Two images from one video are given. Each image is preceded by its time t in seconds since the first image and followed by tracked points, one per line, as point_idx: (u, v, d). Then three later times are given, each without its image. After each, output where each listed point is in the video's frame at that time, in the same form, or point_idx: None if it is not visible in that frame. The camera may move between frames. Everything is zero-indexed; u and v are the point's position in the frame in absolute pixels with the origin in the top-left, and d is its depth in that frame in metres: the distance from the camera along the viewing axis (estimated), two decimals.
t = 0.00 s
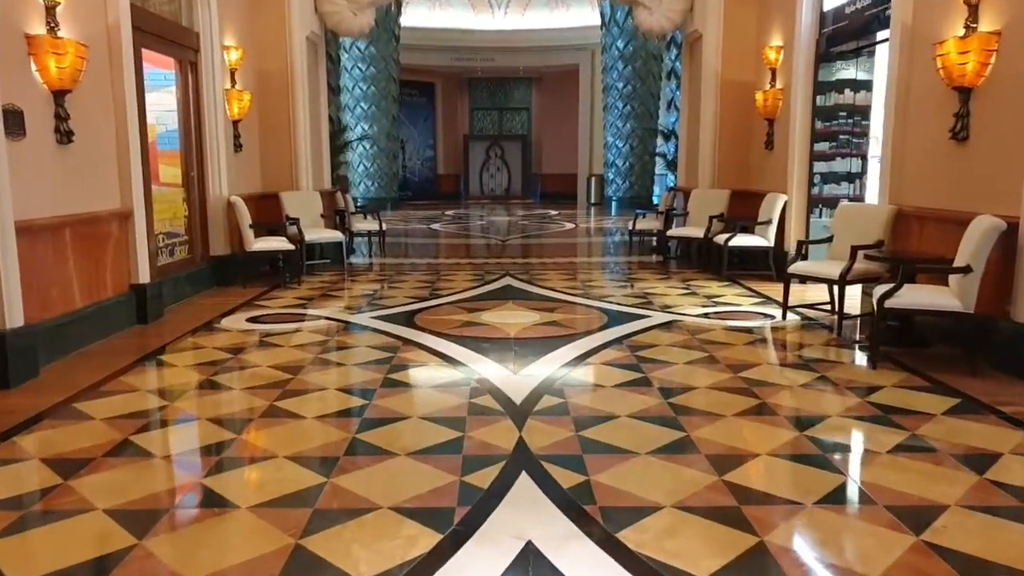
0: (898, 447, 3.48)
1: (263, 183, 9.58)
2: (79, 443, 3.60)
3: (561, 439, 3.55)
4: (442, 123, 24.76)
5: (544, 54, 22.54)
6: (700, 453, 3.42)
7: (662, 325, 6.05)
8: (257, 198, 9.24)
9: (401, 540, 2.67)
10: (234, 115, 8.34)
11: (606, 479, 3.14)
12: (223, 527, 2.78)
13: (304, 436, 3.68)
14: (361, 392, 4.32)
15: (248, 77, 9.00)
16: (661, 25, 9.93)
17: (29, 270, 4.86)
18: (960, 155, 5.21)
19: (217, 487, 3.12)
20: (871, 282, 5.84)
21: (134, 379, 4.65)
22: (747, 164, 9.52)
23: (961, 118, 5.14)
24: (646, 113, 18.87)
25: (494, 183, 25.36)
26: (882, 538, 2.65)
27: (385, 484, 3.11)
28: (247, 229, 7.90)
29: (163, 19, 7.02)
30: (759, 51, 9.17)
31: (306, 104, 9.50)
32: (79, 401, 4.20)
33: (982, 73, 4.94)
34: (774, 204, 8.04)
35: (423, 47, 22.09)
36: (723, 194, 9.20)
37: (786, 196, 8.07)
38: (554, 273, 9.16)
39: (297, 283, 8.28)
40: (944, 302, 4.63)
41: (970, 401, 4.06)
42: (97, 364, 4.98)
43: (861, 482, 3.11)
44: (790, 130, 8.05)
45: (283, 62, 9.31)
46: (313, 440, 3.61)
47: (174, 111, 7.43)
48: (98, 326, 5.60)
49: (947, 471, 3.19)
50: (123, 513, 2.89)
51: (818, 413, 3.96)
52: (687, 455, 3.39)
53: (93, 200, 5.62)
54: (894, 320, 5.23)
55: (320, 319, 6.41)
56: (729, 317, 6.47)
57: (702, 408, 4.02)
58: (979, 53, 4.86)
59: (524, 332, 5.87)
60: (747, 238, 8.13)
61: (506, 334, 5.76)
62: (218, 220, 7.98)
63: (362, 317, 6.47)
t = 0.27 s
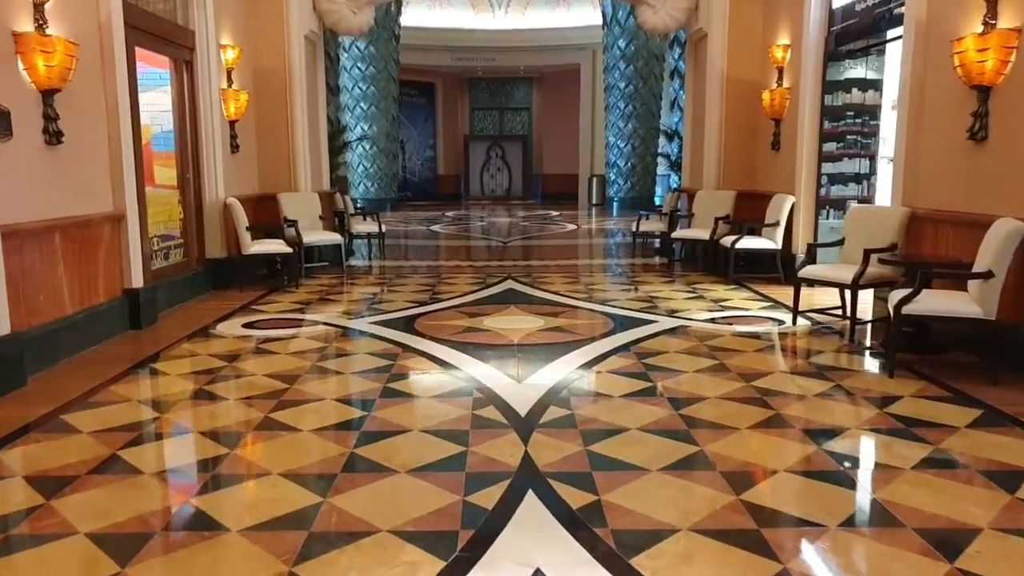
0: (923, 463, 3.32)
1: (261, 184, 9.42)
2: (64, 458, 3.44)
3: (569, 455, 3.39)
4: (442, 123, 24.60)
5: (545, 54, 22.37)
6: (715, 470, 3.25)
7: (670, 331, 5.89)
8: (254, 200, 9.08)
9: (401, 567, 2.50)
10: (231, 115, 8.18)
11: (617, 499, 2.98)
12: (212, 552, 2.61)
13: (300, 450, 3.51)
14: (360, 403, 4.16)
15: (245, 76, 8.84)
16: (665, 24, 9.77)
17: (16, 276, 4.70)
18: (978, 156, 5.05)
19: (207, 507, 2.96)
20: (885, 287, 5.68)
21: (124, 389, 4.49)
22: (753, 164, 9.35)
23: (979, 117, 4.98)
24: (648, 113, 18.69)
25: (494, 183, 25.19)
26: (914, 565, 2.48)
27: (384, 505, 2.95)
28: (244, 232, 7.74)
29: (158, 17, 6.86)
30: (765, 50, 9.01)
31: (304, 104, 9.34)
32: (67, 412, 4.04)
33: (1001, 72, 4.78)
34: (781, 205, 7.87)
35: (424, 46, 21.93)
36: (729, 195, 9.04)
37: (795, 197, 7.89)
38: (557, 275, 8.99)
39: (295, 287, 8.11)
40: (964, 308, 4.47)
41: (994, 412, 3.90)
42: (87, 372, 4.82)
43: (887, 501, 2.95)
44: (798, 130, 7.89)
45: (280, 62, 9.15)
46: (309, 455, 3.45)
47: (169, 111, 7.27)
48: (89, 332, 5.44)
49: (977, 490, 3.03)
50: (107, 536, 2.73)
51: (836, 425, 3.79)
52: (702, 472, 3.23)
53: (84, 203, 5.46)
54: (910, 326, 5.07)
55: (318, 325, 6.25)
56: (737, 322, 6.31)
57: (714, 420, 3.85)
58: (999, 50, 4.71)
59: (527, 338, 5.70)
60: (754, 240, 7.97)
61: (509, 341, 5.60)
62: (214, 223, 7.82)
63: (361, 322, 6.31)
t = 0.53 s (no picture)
0: (942, 479, 3.18)
1: (257, 186, 9.28)
2: (45, 475, 3.29)
3: (572, 470, 3.25)
4: (441, 124, 24.46)
5: (545, 54, 22.23)
6: (725, 487, 3.11)
7: (674, 336, 5.74)
8: (250, 202, 8.94)
9: None
10: (226, 116, 8.04)
11: (624, 519, 2.84)
12: None
13: (292, 466, 3.37)
14: (355, 414, 4.01)
15: (241, 77, 8.71)
16: (667, 23, 9.63)
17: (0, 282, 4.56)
18: (991, 157, 4.92)
19: (193, 528, 2.81)
20: (894, 291, 5.55)
21: (112, 399, 4.34)
22: (757, 165, 9.22)
23: (993, 117, 4.85)
24: (649, 113, 18.56)
25: (494, 184, 25.05)
26: None
27: (378, 526, 2.80)
28: (239, 235, 7.61)
29: (150, 15, 6.72)
30: (768, 49, 8.87)
31: (301, 104, 9.20)
32: (50, 424, 3.90)
33: (1016, 70, 4.64)
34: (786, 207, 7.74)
35: (423, 47, 21.79)
36: (732, 196, 8.90)
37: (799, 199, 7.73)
38: (558, 278, 8.84)
39: (291, 291, 7.97)
40: (980, 315, 4.33)
41: (1012, 424, 3.76)
42: (74, 381, 4.67)
43: (907, 522, 2.80)
44: (803, 131, 7.75)
45: (277, 62, 9.01)
46: (301, 471, 3.31)
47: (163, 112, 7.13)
48: (78, 339, 5.29)
49: (1001, 509, 2.89)
50: (86, 560, 2.59)
51: (849, 438, 3.65)
52: (711, 489, 3.09)
53: (73, 206, 5.32)
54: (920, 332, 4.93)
55: (313, 330, 6.10)
56: (742, 327, 6.17)
57: (723, 432, 3.71)
58: (1013, 48, 4.57)
59: (528, 344, 5.56)
60: (758, 243, 7.83)
61: (509, 347, 5.46)
62: (209, 226, 7.68)
63: (357, 328, 6.17)
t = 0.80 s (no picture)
0: (961, 489, 3.04)
1: (253, 185, 9.14)
2: (22, 485, 3.16)
3: (573, 480, 3.11)
4: (441, 124, 24.33)
5: (545, 53, 22.10)
6: (734, 497, 2.97)
7: (677, 338, 5.60)
8: (245, 202, 8.80)
9: None
10: (220, 114, 7.90)
11: (627, 532, 2.70)
12: None
13: (281, 475, 3.23)
14: (348, 419, 3.88)
15: (236, 74, 8.57)
16: (669, 20, 9.49)
17: None
18: (1004, 154, 4.79)
19: (174, 542, 2.68)
20: (904, 292, 5.40)
21: (98, 404, 4.21)
22: (760, 164, 9.08)
23: (1006, 113, 4.72)
24: (649, 112, 18.42)
25: (494, 184, 24.91)
26: None
27: (369, 539, 2.66)
28: (233, 234, 7.47)
29: (142, 11, 6.59)
30: (772, 46, 8.73)
31: (297, 102, 9.07)
32: (31, 431, 3.76)
33: None
34: (790, 206, 7.61)
35: (422, 46, 21.66)
36: (735, 195, 8.76)
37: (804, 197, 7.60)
38: (558, 279, 8.71)
39: (286, 291, 7.83)
40: (995, 316, 4.19)
41: None
42: (60, 386, 4.54)
43: (925, 536, 2.66)
44: (808, 128, 7.62)
45: (273, 59, 8.88)
46: (290, 481, 3.17)
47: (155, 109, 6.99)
48: (65, 342, 5.16)
49: None
50: None
51: (861, 445, 3.51)
52: (719, 500, 2.95)
53: (60, 205, 5.18)
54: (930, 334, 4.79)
55: (308, 332, 5.96)
56: (747, 328, 6.03)
57: (729, 439, 3.57)
58: None
59: (528, 346, 5.42)
60: (762, 243, 7.69)
61: (508, 349, 5.32)
62: (203, 225, 7.54)
63: (353, 329, 6.03)
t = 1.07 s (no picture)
0: (979, 507, 2.88)
1: (246, 186, 8.99)
2: None
3: (571, 498, 2.95)
4: (440, 124, 24.18)
5: (544, 53, 21.95)
6: (741, 516, 2.82)
7: (679, 344, 5.44)
8: (238, 203, 8.64)
9: None
10: (212, 114, 7.73)
11: (628, 556, 2.54)
12: None
13: (264, 492, 3.08)
14: (337, 431, 3.72)
15: (229, 73, 8.41)
16: (670, 18, 9.33)
17: None
18: (1018, 153, 4.64)
19: (147, 567, 2.53)
20: (912, 296, 5.25)
21: (78, 414, 4.05)
22: (762, 164, 8.92)
23: (1020, 111, 4.57)
24: (650, 112, 18.27)
25: (493, 185, 24.74)
26: None
27: (354, 564, 2.51)
28: (225, 237, 7.32)
29: (131, 8, 6.43)
30: (774, 44, 8.58)
31: (291, 102, 8.91)
32: (7, 444, 3.61)
33: None
34: (794, 207, 7.45)
35: (420, 45, 21.48)
36: (737, 196, 8.62)
37: (808, 198, 7.45)
38: (558, 281, 8.55)
39: (280, 295, 7.68)
40: (1010, 322, 4.02)
41: None
42: (41, 395, 4.39)
43: (944, 559, 2.51)
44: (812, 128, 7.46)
45: (266, 58, 8.72)
46: (274, 498, 3.01)
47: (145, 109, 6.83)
48: (48, 348, 5.00)
49: None
50: None
51: (873, 458, 3.36)
52: (725, 520, 2.79)
53: (43, 208, 5.02)
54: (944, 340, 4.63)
55: (300, 338, 5.81)
56: (750, 333, 5.87)
57: (735, 453, 3.42)
58: None
59: (525, 352, 5.26)
60: (765, 245, 7.54)
61: (504, 356, 5.17)
62: (194, 228, 7.38)
63: (346, 335, 5.88)
